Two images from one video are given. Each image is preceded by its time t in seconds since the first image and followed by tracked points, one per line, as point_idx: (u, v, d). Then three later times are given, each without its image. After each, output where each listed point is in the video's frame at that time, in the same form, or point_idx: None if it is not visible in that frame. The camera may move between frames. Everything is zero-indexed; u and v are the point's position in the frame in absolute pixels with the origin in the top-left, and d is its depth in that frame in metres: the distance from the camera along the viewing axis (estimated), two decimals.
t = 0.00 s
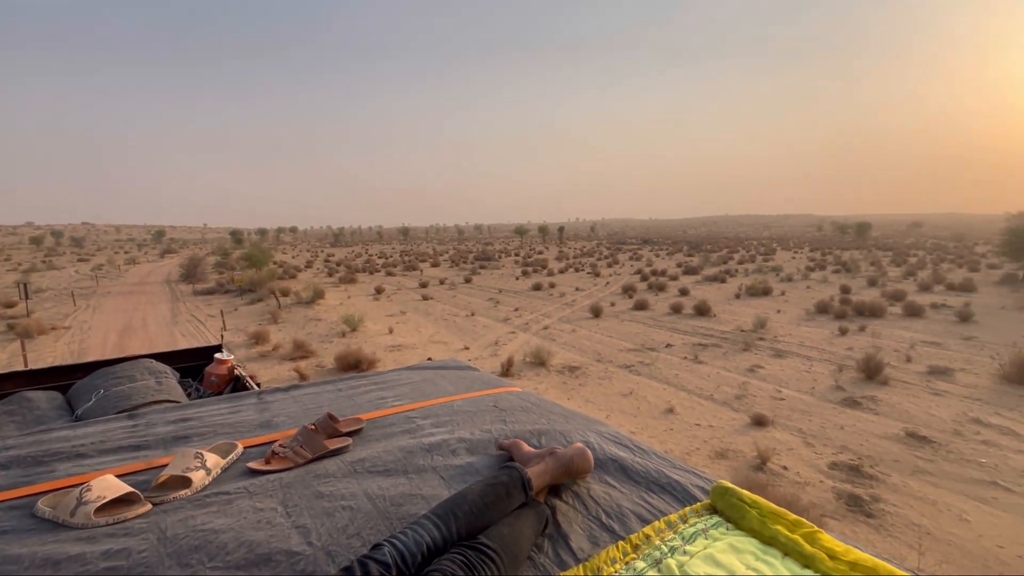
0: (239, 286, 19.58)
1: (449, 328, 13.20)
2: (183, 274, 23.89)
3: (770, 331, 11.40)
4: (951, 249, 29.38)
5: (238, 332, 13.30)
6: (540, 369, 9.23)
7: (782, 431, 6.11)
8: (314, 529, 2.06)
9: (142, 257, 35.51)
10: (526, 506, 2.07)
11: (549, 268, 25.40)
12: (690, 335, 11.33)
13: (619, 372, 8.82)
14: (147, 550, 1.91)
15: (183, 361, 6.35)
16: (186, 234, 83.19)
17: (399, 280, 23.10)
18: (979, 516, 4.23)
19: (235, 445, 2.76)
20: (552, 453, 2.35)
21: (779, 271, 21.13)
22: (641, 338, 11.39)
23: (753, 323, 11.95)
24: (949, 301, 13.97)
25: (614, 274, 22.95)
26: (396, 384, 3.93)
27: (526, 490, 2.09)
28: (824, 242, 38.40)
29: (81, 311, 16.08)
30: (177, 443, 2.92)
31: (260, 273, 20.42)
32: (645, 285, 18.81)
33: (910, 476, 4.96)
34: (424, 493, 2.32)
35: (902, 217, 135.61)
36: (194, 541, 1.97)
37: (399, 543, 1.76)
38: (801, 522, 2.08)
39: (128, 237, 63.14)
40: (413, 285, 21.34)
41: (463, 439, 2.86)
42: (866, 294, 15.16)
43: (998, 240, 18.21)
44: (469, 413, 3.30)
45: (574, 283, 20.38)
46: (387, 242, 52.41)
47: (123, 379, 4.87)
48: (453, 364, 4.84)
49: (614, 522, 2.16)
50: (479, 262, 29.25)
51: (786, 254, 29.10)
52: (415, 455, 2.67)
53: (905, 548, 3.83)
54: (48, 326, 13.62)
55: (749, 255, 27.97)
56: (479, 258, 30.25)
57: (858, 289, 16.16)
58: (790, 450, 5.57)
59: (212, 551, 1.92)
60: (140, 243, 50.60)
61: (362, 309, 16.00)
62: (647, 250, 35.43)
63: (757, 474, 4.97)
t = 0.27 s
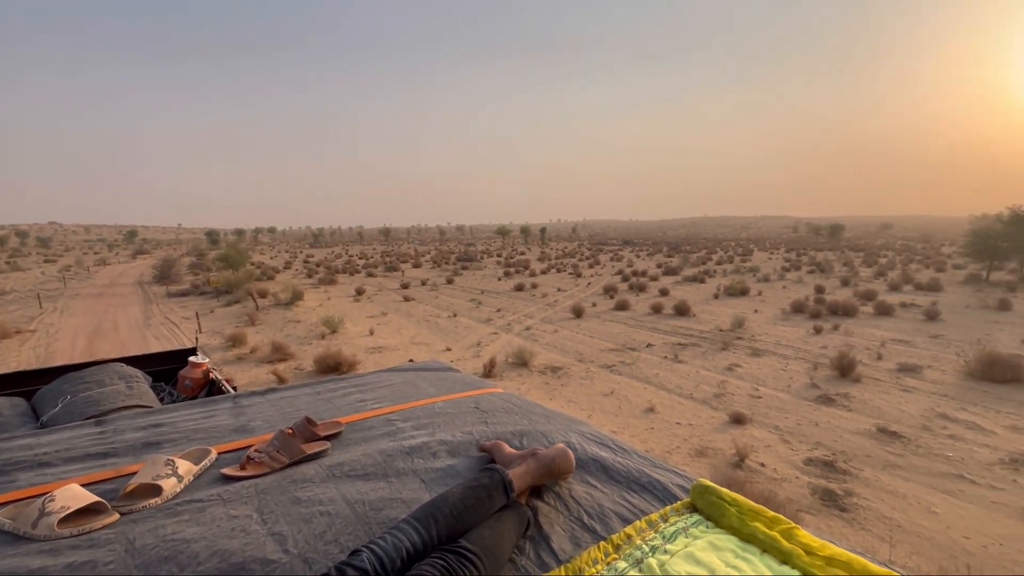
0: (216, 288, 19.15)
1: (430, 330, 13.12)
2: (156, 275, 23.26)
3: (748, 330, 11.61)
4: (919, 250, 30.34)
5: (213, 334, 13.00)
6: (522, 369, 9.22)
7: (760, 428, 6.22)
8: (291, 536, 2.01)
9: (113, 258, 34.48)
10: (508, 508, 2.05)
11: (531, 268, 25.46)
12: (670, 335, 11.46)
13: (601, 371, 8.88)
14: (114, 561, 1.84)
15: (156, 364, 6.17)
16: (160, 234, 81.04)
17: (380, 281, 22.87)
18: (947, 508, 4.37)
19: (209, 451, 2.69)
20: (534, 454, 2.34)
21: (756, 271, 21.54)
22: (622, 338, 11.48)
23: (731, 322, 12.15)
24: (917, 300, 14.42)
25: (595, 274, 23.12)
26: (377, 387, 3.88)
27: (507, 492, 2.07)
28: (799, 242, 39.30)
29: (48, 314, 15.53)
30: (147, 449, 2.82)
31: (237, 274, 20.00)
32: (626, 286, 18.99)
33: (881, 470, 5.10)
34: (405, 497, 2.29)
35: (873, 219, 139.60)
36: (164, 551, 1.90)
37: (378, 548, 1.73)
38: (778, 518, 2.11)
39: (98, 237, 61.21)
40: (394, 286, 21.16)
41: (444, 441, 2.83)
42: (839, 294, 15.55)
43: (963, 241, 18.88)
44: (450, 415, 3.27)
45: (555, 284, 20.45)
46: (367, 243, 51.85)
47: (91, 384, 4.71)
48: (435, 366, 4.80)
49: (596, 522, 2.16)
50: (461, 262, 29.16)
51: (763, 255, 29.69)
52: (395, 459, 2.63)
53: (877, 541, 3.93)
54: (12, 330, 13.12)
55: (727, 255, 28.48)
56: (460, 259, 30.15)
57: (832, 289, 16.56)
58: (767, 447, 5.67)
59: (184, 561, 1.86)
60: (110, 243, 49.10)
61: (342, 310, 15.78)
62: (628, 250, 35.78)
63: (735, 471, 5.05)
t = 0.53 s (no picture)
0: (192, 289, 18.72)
1: (413, 330, 13.02)
2: (129, 276, 22.64)
3: (727, 329, 11.79)
4: (891, 250, 31.21)
5: (190, 336, 12.70)
6: (505, 370, 9.21)
7: (739, 426, 6.31)
8: (266, 541, 1.96)
9: (84, 259, 33.45)
10: (488, 508, 2.04)
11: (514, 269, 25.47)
12: (652, 334, 11.58)
13: (584, 371, 8.92)
14: (79, 570, 1.78)
15: (128, 367, 5.99)
16: (133, 234, 78.88)
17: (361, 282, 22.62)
18: (918, 501, 4.49)
19: (182, 456, 2.61)
20: (514, 454, 2.33)
21: (736, 271, 21.91)
22: (604, 338, 11.55)
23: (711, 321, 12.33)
24: (889, 299, 14.83)
25: (578, 275, 23.24)
26: (356, 388, 3.83)
27: (487, 492, 2.06)
28: (777, 243, 40.09)
29: (15, 317, 14.99)
30: (117, 454, 2.74)
31: (214, 275, 19.60)
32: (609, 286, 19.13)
33: (856, 465, 5.22)
34: (384, 499, 2.25)
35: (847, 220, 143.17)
36: (132, 559, 1.84)
37: (356, 551, 1.70)
38: (756, 513, 2.14)
39: (68, 237, 59.29)
40: (376, 287, 20.96)
41: (425, 442, 2.80)
42: (815, 294, 15.89)
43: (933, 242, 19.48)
44: (431, 415, 3.24)
45: (538, 284, 20.49)
46: (349, 244, 51.27)
47: (59, 388, 4.55)
48: (416, 367, 4.75)
49: (577, 520, 2.15)
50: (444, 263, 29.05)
51: (742, 255, 30.21)
52: (375, 460, 2.59)
53: (851, 534, 4.01)
54: None
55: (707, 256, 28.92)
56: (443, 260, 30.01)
57: (808, 289, 16.93)
58: (746, 444, 5.76)
59: (153, 569, 1.80)
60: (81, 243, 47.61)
61: (323, 312, 15.57)
62: (610, 251, 36.05)
63: (716, 468, 5.11)
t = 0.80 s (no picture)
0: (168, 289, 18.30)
1: (396, 331, 12.92)
2: (102, 276, 22.03)
3: (709, 327, 11.95)
4: (865, 250, 32.01)
5: (166, 338, 12.40)
6: (489, 369, 9.19)
7: (720, 423, 6.41)
8: (241, 547, 1.93)
9: (54, 259, 32.43)
10: (469, 509, 2.03)
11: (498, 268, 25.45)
12: (635, 333, 11.68)
13: (567, 370, 8.95)
14: None
15: (100, 370, 5.82)
16: (106, 233, 76.75)
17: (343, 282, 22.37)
18: (891, 494, 4.61)
19: (155, 461, 2.54)
20: (495, 454, 2.32)
21: (717, 271, 22.23)
22: (588, 337, 11.61)
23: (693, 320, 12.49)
24: (864, 297, 15.19)
25: (562, 274, 23.33)
26: (336, 389, 3.78)
27: (467, 493, 2.05)
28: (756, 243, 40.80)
29: None
30: (86, 461, 2.66)
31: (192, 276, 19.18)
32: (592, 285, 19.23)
33: (832, 459, 5.34)
34: (364, 502, 2.23)
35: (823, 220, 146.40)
36: (100, 569, 1.79)
37: (333, 555, 1.68)
38: (734, 509, 2.17)
39: (37, 237, 57.41)
40: (359, 287, 20.75)
41: (406, 444, 2.78)
42: (794, 293, 16.21)
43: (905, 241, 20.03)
44: (412, 417, 3.21)
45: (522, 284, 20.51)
46: (331, 244, 50.64)
47: (27, 392, 4.40)
48: (398, 367, 4.71)
49: (558, 519, 2.16)
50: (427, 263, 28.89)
51: (722, 255, 30.67)
52: (355, 463, 2.56)
53: (828, 528, 4.10)
54: None
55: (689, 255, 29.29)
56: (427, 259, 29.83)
57: (787, 288, 17.25)
58: (727, 441, 5.85)
59: None
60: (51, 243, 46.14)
61: (304, 312, 15.35)
62: (594, 251, 36.28)
63: (697, 465, 5.18)
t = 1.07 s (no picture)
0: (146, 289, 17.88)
1: (380, 330, 12.81)
2: (76, 277, 21.44)
3: (692, 325, 12.09)
4: (843, 248, 32.69)
5: (143, 339, 12.13)
6: (474, 368, 9.18)
7: (702, 419, 6.49)
8: (219, 550, 1.89)
9: (25, 258, 31.43)
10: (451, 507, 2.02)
11: (483, 267, 25.41)
12: (619, 331, 11.76)
13: (553, 369, 8.98)
14: None
15: (73, 373, 5.66)
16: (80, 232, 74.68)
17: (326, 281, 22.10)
18: (868, 486, 4.72)
19: (130, 464, 2.49)
20: (478, 452, 2.32)
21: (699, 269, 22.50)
22: (573, 335, 11.66)
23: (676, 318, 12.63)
24: (842, 295, 15.51)
25: (547, 273, 23.39)
26: (318, 389, 3.74)
27: (449, 491, 2.04)
28: (738, 242, 41.42)
29: None
30: (58, 465, 2.59)
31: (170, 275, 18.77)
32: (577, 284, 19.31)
33: (811, 454, 5.45)
34: (345, 502, 2.21)
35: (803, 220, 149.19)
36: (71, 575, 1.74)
37: (313, 555, 1.66)
38: (713, 503, 2.20)
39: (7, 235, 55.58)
40: (342, 286, 20.53)
41: (388, 443, 2.76)
42: (774, 291, 16.48)
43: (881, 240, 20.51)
44: (395, 416, 3.19)
45: (508, 283, 20.51)
46: (314, 243, 50.02)
47: None
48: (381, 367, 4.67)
49: (540, 516, 2.17)
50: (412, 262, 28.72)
51: (705, 254, 31.06)
52: (336, 463, 2.54)
53: (807, 520, 4.19)
54: None
55: (672, 254, 29.61)
56: (411, 259, 29.65)
57: (767, 286, 17.53)
58: (709, 437, 5.93)
59: None
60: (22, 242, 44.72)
61: (287, 312, 15.14)
62: (578, 249, 36.45)
63: (681, 461, 5.24)
